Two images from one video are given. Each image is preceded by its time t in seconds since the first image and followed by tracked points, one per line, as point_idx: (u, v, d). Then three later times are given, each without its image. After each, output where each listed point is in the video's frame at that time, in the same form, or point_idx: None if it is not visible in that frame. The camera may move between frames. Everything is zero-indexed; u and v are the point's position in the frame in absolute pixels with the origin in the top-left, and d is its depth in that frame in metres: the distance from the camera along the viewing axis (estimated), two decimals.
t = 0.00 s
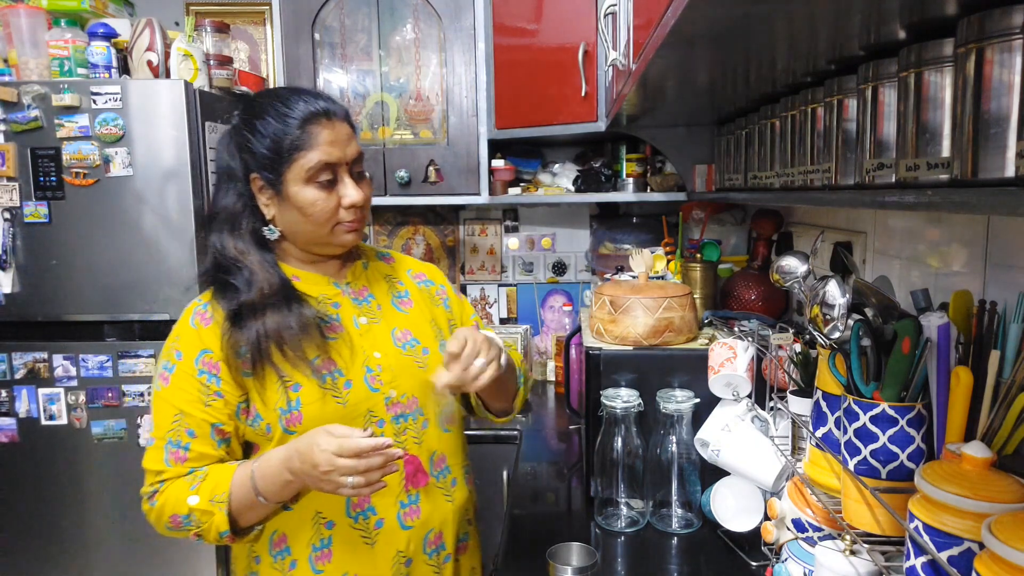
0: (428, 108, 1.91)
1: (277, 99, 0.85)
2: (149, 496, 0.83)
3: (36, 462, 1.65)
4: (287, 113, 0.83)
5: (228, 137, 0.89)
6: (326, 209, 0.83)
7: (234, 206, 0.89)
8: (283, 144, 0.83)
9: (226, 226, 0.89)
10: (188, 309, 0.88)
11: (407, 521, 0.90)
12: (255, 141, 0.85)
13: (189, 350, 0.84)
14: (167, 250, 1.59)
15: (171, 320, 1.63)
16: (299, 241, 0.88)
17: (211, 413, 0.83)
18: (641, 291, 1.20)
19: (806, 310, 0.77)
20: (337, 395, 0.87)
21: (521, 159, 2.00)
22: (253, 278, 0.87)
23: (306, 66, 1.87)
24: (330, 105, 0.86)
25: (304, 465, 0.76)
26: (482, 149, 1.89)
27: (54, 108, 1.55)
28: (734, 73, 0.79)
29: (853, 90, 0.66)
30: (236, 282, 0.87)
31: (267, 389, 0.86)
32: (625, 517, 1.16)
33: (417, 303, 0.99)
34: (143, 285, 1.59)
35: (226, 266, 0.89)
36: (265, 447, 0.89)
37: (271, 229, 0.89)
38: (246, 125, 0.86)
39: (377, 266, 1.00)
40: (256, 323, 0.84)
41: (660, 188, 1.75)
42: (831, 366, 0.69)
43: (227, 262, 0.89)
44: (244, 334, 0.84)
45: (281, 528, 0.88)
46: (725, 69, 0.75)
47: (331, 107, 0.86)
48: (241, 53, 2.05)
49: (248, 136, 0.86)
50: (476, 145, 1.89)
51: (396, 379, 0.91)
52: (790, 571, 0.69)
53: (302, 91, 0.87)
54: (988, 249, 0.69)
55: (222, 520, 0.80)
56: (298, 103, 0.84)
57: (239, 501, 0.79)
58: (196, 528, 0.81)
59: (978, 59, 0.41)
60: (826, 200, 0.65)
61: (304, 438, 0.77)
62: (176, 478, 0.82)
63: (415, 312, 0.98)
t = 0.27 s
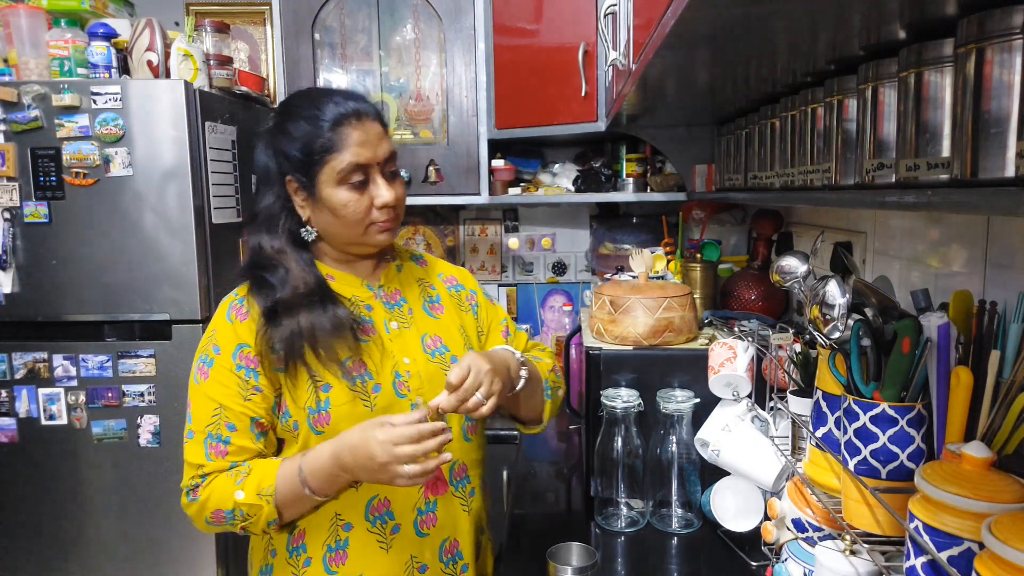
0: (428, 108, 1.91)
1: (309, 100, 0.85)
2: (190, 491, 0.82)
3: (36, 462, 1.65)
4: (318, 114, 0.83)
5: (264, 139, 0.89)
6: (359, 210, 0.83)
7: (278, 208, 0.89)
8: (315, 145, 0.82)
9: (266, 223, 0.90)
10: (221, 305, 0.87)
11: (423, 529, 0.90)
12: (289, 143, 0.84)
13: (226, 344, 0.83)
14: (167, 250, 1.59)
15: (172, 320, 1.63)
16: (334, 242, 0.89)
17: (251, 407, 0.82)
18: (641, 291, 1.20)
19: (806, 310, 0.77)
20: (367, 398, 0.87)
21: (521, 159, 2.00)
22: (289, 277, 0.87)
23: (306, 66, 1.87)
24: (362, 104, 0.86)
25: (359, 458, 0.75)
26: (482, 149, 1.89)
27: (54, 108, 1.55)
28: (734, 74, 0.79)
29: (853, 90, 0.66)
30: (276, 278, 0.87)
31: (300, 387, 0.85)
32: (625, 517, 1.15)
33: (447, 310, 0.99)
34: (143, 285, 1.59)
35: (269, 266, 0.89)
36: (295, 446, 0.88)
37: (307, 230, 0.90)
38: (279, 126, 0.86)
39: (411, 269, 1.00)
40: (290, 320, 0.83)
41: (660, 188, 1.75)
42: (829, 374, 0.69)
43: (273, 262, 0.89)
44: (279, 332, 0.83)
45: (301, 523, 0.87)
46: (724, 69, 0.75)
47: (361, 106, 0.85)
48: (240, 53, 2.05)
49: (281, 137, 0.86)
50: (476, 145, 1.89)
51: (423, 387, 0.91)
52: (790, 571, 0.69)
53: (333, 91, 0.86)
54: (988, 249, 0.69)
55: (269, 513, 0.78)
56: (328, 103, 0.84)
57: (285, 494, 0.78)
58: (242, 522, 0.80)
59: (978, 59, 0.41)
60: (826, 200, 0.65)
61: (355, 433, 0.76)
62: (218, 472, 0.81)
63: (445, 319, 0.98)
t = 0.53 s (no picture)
0: (428, 108, 1.91)
1: (322, 92, 0.83)
2: (193, 508, 0.79)
3: (36, 462, 1.65)
4: (330, 107, 0.81)
5: (271, 132, 0.87)
6: (369, 211, 0.81)
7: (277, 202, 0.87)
8: (327, 140, 0.81)
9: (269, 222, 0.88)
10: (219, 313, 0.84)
11: (434, 543, 0.88)
12: (300, 136, 0.83)
13: (228, 355, 0.80)
14: (167, 250, 1.59)
15: (172, 320, 1.63)
16: (342, 242, 0.87)
17: (256, 421, 0.80)
18: (641, 291, 1.21)
19: (806, 310, 0.77)
20: (375, 409, 0.85)
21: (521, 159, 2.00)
22: (294, 278, 0.85)
23: (306, 65, 1.87)
24: (374, 97, 0.84)
25: (376, 475, 0.74)
26: (482, 149, 1.89)
27: (54, 108, 1.55)
28: (734, 74, 0.79)
29: (853, 90, 0.66)
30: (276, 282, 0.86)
31: (306, 398, 0.83)
32: (625, 517, 1.15)
33: (453, 313, 0.98)
34: (143, 285, 1.59)
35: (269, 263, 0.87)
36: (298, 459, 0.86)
37: (311, 228, 0.88)
38: (287, 119, 0.84)
39: (416, 269, 0.99)
40: (297, 328, 0.82)
41: (660, 187, 1.76)
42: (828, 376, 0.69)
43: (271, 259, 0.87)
44: (285, 340, 0.82)
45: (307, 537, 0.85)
46: (724, 69, 0.75)
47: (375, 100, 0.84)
48: (240, 53, 2.05)
49: (290, 131, 0.84)
50: (476, 145, 1.89)
51: (433, 396, 0.90)
52: (790, 571, 0.69)
53: (344, 84, 0.84)
54: (988, 249, 0.69)
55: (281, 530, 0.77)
56: (339, 96, 0.82)
57: (298, 511, 0.77)
58: (251, 541, 0.78)
59: (978, 59, 0.41)
60: (826, 200, 0.65)
61: (371, 449, 0.75)
62: (224, 489, 0.78)
63: (452, 322, 0.97)
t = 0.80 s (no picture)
0: (428, 108, 1.91)
1: (308, 84, 0.76)
2: (171, 532, 0.74)
3: (36, 462, 1.65)
4: (319, 101, 0.74)
5: (249, 125, 0.79)
6: (363, 213, 0.75)
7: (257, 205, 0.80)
8: (317, 137, 0.73)
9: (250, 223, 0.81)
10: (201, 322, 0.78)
11: (434, 559, 0.84)
12: (286, 132, 0.75)
13: (209, 370, 0.74)
14: (167, 250, 1.59)
15: (172, 320, 1.63)
16: (332, 246, 0.80)
17: (239, 440, 0.74)
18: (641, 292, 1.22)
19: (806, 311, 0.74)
20: (369, 426, 0.79)
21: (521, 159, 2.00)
22: (281, 288, 0.79)
23: (306, 65, 1.87)
24: (368, 91, 0.77)
25: (364, 488, 0.68)
26: (482, 149, 1.89)
27: (54, 108, 1.55)
28: (733, 74, 0.79)
29: (853, 90, 0.66)
30: (260, 293, 0.79)
31: (294, 415, 0.77)
32: (625, 517, 1.15)
33: (449, 313, 0.89)
34: (143, 285, 1.60)
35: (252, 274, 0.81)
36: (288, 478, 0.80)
37: (296, 233, 0.81)
38: (270, 112, 0.76)
39: (406, 267, 0.90)
40: (284, 340, 0.76)
41: (660, 187, 1.75)
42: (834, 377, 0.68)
43: (254, 271, 0.81)
44: (272, 353, 0.76)
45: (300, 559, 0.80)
46: (724, 69, 0.75)
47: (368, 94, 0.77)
48: (240, 54, 2.05)
49: (273, 125, 0.76)
50: (476, 145, 1.89)
51: (428, 408, 0.82)
52: (789, 570, 0.70)
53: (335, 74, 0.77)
54: (988, 249, 0.69)
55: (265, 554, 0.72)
56: (330, 89, 0.75)
57: (283, 532, 0.71)
58: (233, 565, 0.73)
59: (978, 59, 0.41)
60: (826, 200, 0.65)
61: (358, 462, 0.68)
62: (204, 511, 0.73)
63: (447, 325, 0.88)
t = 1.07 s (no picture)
0: (428, 108, 1.91)
1: (299, 84, 0.74)
2: (151, 549, 0.74)
3: (35, 462, 1.65)
4: (309, 101, 0.72)
5: (238, 122, 0.77)
6: (353, 222, 0.74)
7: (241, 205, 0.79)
8: (306, 141, 0.72)
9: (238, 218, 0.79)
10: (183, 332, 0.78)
11: None
12: (275, 131, 0.73)
13: (191, 382, 0.74)
14: (167, 250, 1.59)
15: (171, 320, 1.63)
16: (320, 253, 0.79)
17: (221, 454, 0.74)
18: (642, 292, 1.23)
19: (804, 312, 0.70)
20: (357, 439, 0.79)
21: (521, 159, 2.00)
22: (266, 295, 0.78)
23: (306, 65, 1.87)
24: (361, 90, 0.75)
25: (349, 507, 0.68)
26: (482, 149, 1.89)
27: (54, 108, 1.55)
28: (733, 74, 0.79)
29: (853, 90, 0.66)
30: (244, 299, 0.78)
31: (278, 428, 0.77)
32: (625, 517, 1.15)
33: (444, 318, 0.90)
34: (143, 285, 1.60)
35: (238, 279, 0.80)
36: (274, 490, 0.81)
37: (282, 238, 0.80)
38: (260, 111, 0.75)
39: (400, 271, 0.90)
40: (268, 350, 0.75)
41: (660, 187, 1.75)
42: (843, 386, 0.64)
43: (240, 276, 0.80)
44: (255, 364, 0.75)
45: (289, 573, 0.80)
46: (724, 69, 0.75)
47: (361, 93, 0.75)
48: (240, 53, 2.05)
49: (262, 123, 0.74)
50: (476, 145, 1.89)
51: (421, 420, 0.82)
52: (789, 570, 0.70)
53: (327, 72, 0.75)
54: (988, 249, 0.69)
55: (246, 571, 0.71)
56: (321, 88, 0.73)
57: (265, 549, 0.71)
58: None
59: (978, 59, 0.41)
60: (826, 200, 0.65)
61: (344, 479, 0.68)
62: (185, 527, 0.73)
63: (442, 329, 0.89)
